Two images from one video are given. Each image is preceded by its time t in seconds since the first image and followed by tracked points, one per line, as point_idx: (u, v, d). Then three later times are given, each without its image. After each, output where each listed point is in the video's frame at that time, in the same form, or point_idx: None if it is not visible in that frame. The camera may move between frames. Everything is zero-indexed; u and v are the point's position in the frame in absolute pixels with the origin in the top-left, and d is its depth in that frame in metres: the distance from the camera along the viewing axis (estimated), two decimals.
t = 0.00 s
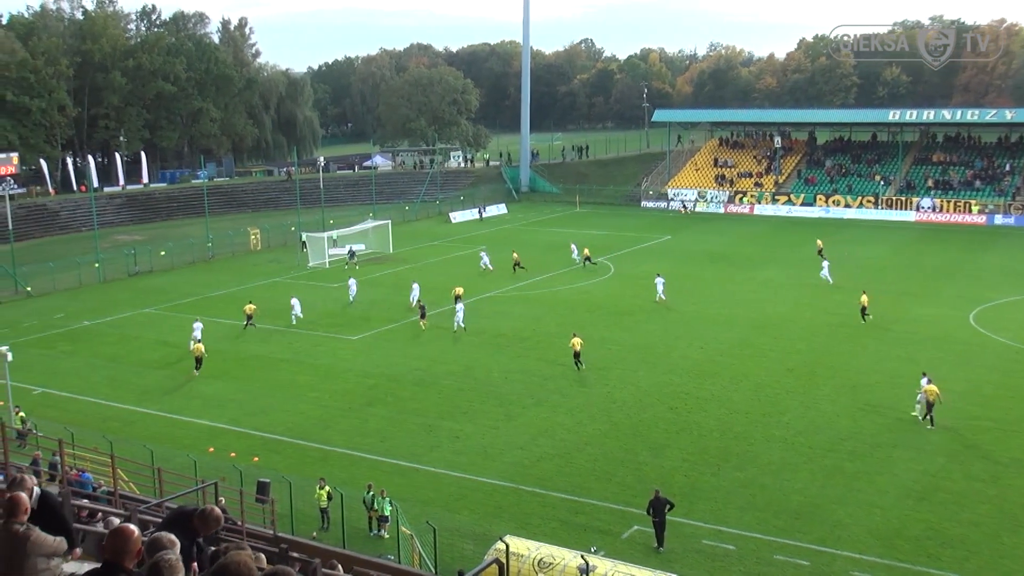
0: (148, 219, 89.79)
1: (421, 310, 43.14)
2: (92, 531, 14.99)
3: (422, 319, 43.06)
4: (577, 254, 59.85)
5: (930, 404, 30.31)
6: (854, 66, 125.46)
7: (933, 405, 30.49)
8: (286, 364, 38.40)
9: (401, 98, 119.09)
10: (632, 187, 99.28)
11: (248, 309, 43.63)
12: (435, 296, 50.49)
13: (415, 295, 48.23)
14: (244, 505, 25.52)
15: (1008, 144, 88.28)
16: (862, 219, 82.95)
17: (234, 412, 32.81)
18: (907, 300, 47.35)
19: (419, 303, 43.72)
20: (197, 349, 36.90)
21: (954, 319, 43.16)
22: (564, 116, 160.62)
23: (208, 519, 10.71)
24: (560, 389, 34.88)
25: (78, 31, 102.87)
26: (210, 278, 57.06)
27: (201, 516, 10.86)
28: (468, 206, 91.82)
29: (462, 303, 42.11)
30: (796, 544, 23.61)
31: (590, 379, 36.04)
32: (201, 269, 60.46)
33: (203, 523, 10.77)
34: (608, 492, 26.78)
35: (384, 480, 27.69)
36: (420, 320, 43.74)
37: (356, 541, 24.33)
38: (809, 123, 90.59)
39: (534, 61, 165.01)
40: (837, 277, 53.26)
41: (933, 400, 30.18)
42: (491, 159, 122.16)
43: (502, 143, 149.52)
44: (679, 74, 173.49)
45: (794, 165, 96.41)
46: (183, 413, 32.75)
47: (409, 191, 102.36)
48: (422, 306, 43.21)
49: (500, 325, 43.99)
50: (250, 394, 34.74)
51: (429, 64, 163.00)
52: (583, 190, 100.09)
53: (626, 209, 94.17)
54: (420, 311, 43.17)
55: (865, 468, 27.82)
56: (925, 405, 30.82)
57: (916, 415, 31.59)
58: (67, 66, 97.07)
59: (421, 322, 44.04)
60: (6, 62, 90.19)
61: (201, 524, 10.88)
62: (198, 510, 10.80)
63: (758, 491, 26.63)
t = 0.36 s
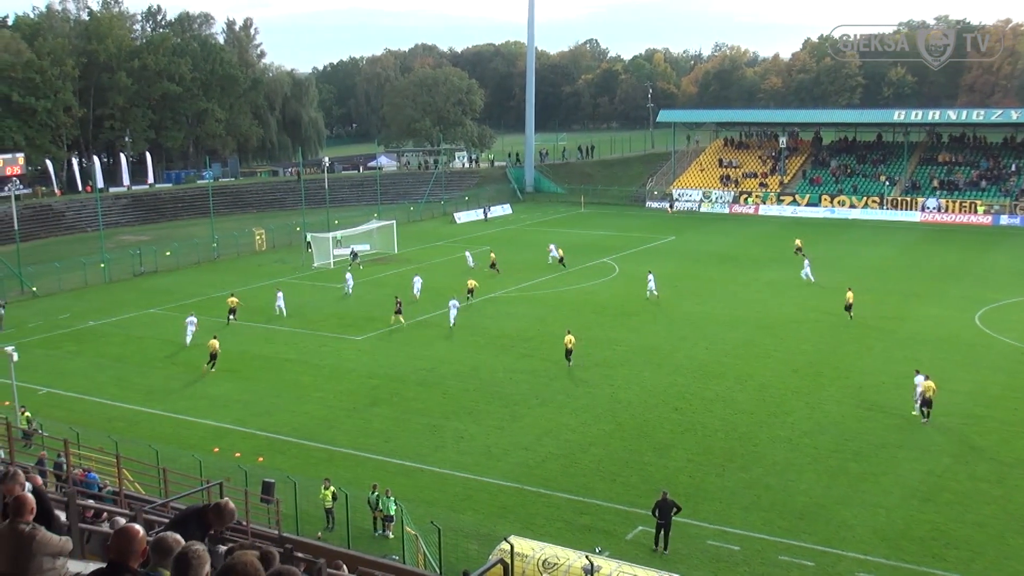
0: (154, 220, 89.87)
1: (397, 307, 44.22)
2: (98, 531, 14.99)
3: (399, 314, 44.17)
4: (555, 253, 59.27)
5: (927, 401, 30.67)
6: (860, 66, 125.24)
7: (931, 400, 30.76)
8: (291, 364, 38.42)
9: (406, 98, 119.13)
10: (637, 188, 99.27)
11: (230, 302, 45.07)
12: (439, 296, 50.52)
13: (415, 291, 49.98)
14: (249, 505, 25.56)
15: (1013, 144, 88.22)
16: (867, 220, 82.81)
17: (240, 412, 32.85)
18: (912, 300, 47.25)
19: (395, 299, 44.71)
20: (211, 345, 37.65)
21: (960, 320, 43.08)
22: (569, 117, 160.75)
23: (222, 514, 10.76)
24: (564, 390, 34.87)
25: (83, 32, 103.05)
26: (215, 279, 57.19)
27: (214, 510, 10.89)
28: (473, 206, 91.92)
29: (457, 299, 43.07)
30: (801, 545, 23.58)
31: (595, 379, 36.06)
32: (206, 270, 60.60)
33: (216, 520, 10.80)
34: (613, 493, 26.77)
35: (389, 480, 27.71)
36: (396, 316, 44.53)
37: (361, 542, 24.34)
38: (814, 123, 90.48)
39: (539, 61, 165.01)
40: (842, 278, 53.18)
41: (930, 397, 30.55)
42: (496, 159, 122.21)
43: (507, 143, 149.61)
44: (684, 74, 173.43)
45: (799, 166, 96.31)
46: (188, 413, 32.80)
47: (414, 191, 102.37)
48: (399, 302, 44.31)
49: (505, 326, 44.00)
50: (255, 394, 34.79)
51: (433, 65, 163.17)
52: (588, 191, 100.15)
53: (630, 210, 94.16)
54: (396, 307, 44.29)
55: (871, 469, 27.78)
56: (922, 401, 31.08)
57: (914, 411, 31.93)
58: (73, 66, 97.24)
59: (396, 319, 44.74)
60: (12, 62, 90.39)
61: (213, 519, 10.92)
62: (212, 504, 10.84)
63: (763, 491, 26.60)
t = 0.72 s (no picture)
0: (158, 220, 89.87)
1: (376, 303, 45.63)
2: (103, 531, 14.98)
3: (377, 310, 45.53)
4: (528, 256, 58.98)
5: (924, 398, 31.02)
6: (864, 66, 125.06)
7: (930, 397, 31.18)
8: (295, 365, 38.46)
9: (410, 98, 119.12)
10: (641, 188, 99.23)
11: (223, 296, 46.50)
12: (442, 297, 50.54)
13: (420, 283, 51.60)
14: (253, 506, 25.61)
15: (1017, 144, 88.17)
16: (871, 220, 82.62)
17: (244, 413, 32.89)
18: (916, 301, 47.19)
19: (377, 295, 46.04)
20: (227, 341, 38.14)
21: (964, 321, 43.01)
22: (572, 117, 160.84)
23: (232, 510, 10.92)
24: (568, 390, 34.89)
25: (87, 32, 103.07)
26: (219, 279, 57.29)
27: (223, 507, 11.02)
28: (477, 207, 92.00)
29: (452, 298, 44.15)
30: (805, 546, 23.56)
31: (598, 380, 36.07)
32: (210, 270, 60.67)
33: (224, 516, 10.91)
34: (617, 494, 26.76)
35: (392, 480, 27.73)
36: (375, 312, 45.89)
37: (364, 542, 24.31)
38: (818, 124, 90.38)
39: (543, 61, 165.03)
40: (847, 279, 53.11)
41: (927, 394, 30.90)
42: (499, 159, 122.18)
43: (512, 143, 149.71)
44: (688, 74, 173.42)
45: (802, 166, 96.24)
46: (193, 413, 32.86)
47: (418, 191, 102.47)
48: (379, 298, 45.64)
49: (510, 326, 44.03)
50: (258, 394, 34.84)
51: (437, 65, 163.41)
52: (591, 191, 100.21)
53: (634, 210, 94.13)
54: (376, 304, 45.71)
55: (874, 470, 27.77)
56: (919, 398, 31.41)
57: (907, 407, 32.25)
58: (77, 67, 97.34)
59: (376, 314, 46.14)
60: (16, 63, 90.41)
61: (220, 518, 10.99)
62: (222, 501, 10.98)
63: (767, 492, 26.56)
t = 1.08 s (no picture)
0: (161, 221, 89.94)
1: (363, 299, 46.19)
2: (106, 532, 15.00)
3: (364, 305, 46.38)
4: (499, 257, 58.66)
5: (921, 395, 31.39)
6: (866, 66, 125.03)
7: (928, 392, 31.71)
8: (297, 365, 38.51)
9: (412, 99, 119.19)
10: (643, 189, 99.22)
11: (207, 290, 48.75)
12: (445, 297, 50.57)
13: (420, 280, 52.55)
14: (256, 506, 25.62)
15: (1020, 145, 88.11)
16: (873, 221, 82.54)
17: (246, 413, 32.92)
18: (919, 301, 47.17)
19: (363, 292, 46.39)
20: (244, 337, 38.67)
21: (967, 321, 42.99)
22: (574, 118, 160.89)
23: (250, 517, 10.73)
24: (570, 391, 34.89)
25: (90, 33, 103.20)
26: (222, 279, 57.35)
27: (238, 512, 10.90)
28: (479, 207, 92.01)
29: (452, 294, 44.50)
30: (808, 547, 23.53)
31: (600, 380, 36.07)
32: (212, 271, 60.73)
33: (240, 523, 10.73)
34: (619, 494, 26.74)
35: (394, 481, 27.73)
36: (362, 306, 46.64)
37: (367, 543, 24.31)
38: (820, 124, 90.32)
39: (545, 62, 165.08)
40: (850, 280, 53.07)
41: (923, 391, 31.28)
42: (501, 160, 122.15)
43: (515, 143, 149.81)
44: (690, 75, 173.40)
45: (805, 167, 96.22)
46: (196, 414, 32.90)
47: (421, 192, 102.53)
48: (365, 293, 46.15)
49: (512, 327, 44.05)
50: (261, 395, 34.88)
51: (440, 66, 163.48)
52: (594, 192, 100.33)
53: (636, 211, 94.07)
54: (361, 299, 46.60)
55: (877, 471, 27.73)
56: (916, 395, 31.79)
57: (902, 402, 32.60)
58: (80, 68, 97.44)
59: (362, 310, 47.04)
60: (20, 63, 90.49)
61: (231, 524, 10.96)
62: (239, 508, 10.80)
63: (770, 493, 26.55)
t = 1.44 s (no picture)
0: (162, 221, 90.01)
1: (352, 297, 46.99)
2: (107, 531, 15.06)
3: (352, 301, 47.41)
4: (473, 259, 58.71)
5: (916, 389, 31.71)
6: (868, 67, 125.02)
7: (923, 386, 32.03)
8: (299, 365, 38.53)
9: (413, 99, 119.21)
10: (644, 190, 99.18)
11: (194, 288, 48.86)
12: (447, 297, 50.57)
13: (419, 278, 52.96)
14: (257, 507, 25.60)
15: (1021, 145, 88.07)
16: (875, 221, 82.48)
17: (247, 413, 32.91)
18: (920, 302, 47.15)
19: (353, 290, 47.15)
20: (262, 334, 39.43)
21: (968, 321, 42.97)
22: (576, 118, 160.88)
23: (246, 507, 11.07)
24: (572, 391, 34.90)
25: (92, 34, 103.30)
26: (224, 279, 57.36)
27: (238, 505, 11.17)
28: (480, 208, 91.97)
29: (450, 291, 44.89)
30: (810, 547, 23.51)
31: (602, 380, 36.06)
32: (214, 271, 60.73)
33: (238, 515, 11.09)
34: (621, 495, 26.72)
35: (395, 481, 27.72)
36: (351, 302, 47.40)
37: (368, 543, 24.29)
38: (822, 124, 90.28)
39: (546, 62, 165.11)
40: (851, 280, 53.07)
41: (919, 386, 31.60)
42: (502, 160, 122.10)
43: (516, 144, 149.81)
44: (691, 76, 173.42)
45: (806, 167, 96.22)
46: (197, 414, 32.89)
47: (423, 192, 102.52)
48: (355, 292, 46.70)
49: (513, 327, 44.06)
50: (262, 395, 34.88)
51: (441, 66, 163.51)
52: (595, 192, 100.41)
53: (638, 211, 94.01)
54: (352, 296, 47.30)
55: (879, 471, 27.71)
56: (912, 391, 32.10)
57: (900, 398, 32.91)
58: (81, 68, 97.50)
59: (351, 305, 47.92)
60: (21, 63, 90.51)
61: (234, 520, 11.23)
62: (236, 499, 11.12)
63: (771, 493, 26.54)
